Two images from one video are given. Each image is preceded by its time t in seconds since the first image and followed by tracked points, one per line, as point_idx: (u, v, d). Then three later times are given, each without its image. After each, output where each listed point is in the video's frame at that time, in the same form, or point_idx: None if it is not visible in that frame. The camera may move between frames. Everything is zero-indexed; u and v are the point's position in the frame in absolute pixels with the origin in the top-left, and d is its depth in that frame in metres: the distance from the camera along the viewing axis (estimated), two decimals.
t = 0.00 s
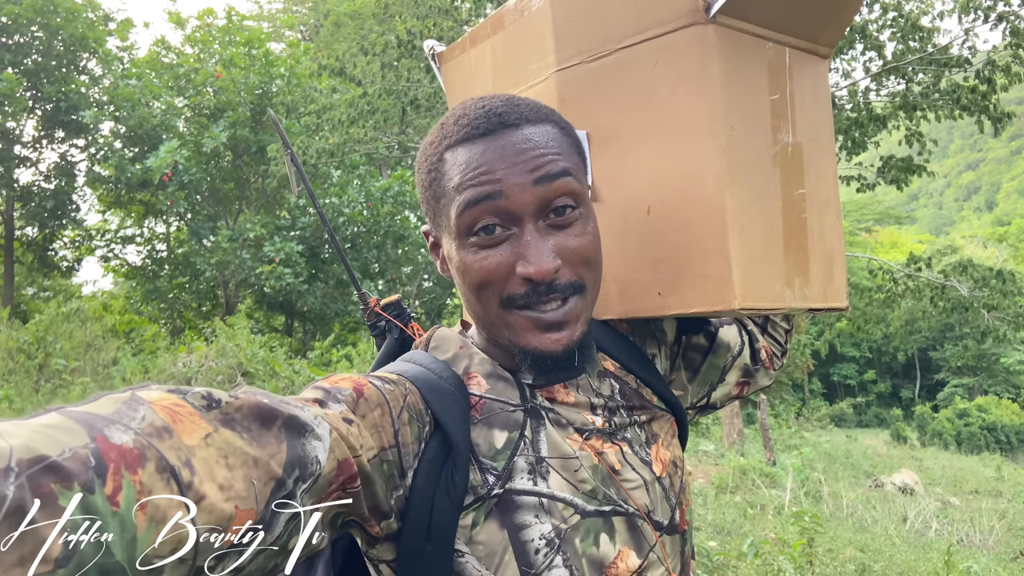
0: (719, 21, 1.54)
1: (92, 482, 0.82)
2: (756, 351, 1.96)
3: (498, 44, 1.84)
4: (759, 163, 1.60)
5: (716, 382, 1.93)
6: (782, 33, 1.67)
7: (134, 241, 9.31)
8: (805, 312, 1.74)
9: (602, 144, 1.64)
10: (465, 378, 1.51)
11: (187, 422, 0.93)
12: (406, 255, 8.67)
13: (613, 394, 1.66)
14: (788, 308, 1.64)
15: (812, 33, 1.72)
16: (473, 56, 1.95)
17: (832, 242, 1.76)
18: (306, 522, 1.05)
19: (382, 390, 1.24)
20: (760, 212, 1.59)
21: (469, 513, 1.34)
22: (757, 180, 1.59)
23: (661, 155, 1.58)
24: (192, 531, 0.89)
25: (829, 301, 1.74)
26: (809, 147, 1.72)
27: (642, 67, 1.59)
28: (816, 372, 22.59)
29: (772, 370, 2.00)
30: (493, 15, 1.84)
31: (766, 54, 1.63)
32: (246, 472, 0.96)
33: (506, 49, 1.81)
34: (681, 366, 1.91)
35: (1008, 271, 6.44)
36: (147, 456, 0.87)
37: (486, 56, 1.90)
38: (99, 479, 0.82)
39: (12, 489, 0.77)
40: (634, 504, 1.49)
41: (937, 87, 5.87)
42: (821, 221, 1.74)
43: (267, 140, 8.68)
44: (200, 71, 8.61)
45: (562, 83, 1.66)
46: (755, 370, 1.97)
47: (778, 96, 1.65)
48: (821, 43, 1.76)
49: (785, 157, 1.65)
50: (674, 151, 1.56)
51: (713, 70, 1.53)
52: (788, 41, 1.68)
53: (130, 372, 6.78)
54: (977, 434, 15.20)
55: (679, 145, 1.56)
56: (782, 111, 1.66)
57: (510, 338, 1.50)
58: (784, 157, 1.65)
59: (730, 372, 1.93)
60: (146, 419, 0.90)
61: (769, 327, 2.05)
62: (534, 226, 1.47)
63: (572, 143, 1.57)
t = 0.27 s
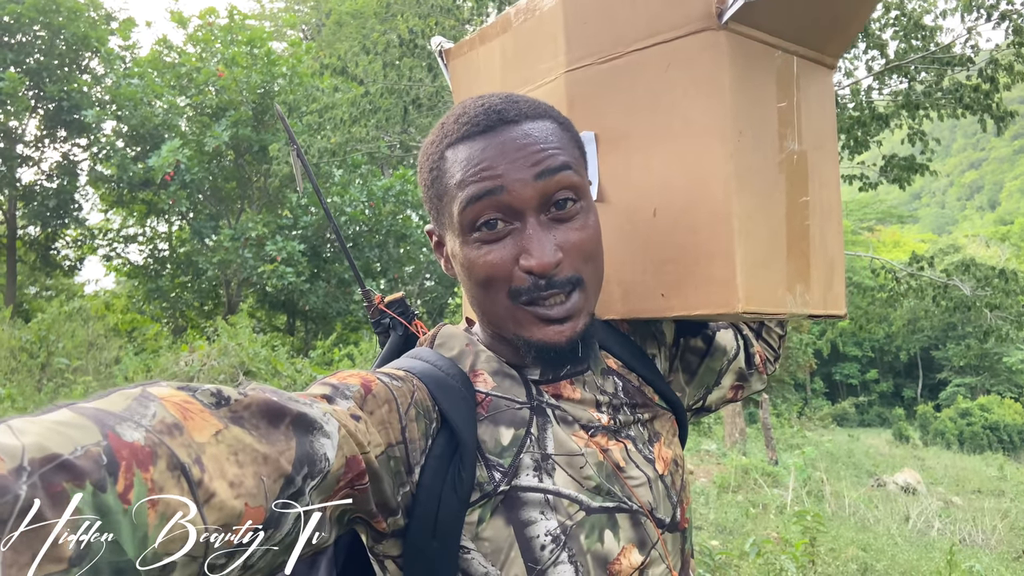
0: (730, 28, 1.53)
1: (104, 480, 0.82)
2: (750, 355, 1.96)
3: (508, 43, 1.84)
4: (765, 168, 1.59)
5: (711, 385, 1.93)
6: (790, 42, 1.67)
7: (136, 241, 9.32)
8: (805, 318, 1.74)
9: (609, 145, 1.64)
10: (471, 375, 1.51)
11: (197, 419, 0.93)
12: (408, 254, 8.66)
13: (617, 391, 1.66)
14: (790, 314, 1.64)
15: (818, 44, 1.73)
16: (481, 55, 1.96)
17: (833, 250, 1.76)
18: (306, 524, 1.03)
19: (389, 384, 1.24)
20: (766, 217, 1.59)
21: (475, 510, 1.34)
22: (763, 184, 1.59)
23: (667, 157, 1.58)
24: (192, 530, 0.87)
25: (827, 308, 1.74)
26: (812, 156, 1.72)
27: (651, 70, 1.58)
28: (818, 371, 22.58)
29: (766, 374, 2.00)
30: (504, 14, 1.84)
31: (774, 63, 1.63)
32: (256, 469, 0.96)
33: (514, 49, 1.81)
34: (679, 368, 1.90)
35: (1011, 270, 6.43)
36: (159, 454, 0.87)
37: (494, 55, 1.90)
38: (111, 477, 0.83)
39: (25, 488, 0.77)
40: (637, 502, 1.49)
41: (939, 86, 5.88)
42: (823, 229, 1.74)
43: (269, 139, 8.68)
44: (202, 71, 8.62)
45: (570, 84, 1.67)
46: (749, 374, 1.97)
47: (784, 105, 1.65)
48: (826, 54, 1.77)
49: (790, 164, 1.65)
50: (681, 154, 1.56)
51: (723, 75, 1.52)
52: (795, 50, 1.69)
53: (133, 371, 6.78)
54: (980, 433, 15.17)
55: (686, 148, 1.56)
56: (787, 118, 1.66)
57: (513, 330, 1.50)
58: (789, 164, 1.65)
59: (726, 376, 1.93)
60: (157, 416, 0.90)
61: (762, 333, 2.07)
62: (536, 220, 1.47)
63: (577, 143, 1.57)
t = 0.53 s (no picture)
0: (741, 36, 1.53)
1: (109, 460, 0.82)
2: (749, 358, 1.95)
3: (518, 42, 1.83)
4: (771, 175, 1.59)
5: (709, 387, 1.93)
6: (800, 51, 1.67)
7: (138, 240, 9.32)
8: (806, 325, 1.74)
9: (616, 148, 1.64)
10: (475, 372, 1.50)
11: (203, 406, 0.93)
12: (410, 254, 8.72)
13: (619, 390, 1.66)
14: (792, 320, 1.63)
15: (828, 54, 1.73)
16: (491, 53, 1.95)
17: (836, 259, 1.76)
18: (306, 522, 1.05)
19: (395, 381, 1.24)
20: (771, 224, 1.59)
21: (479, 506, 1.34)
22: (769, 191, 1.58)
23: (675, 162, 1.58)
24: (193, 530, 0.89)
25: (828, 316, 1.74)
26: (819, 165, 1.72)
27: (662, 75, 1.58)
28: (820, 371, 22.56)
29: (764, 377, 1.99)
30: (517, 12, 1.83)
31: (784, 70, 1.63)
32: (260, 456, 0.96)
33: (524, 50, 1.81)
34: (679, 370, 1.91)
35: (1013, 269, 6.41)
36: (164, 437, 0.87)
37: (503, 56, 1.90)
38: (117, 458, 0.82)
39: (31, 465, 0.77)
40: (639, 500, 1.49)
41: (941, 85, 5.88)
42: (827, 238, 1.74)
43: (271, 138, 8.68)
44: (203, 70, 8.62)
45: (580, 86, 1.66)
46: (747, 377, 1.95)
47: (793, 113, 1.65)
48: (835, 63, 1.76)
49: (796, 172, 1.65)
50: (689, 159, 1.56)
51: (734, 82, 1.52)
52: (805, 59, 1.69)
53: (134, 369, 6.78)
54: (982, 432, 15.15)
55: (694, 152, 1.55)
56: (795, 125, 1.66)
57: (521, 332, 1.51)
58: (795, 172, 1.65)
59: (725, 378, 1.93)
60: (162, 401, 0.90)
61: (761, 336, 2.06)
62: (548, 226, 1.47)
63: (587, 145, 1.56)
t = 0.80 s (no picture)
0: (750, 41, 1.52)
1: (113, 444, 0.83)
2: (753, 360, 1.94)
3: (530, 43, 1.83)
4: (778, 180, 1.59)
5: (715, 389, 1.92)
6: (808, 56, 1.66)
7: (140, 239, 9.33)
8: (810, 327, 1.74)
9: (624, 150, 1.65)
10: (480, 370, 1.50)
11: (206, 395, 0.94)
12: (411, 253, 8.74)
13: (624, 390, 1.66)
14: (795, 324, 1.63)
15: (836, 59, 1.72)
16: (502, 53, 1.96)
17: (840, 264, 1.76)
18: (306, 521, 1.05)
19: (401, 376, 1.24)
20: (777, 229, 1.58)
21: (484, 502, 1.34)
22: (774, 196, 1.58)
23: (682, 166, 1.58)
24: (191, 531, 0.89)
25: (832, 319, 1.74)
26: (825, 169, 1.72)
27: (669, 79, 1.58)
28: (822, 370, 22.55)
29: (768, 379, 1.99)
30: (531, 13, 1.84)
31: (792, 76, 1.63)
32: (262, 447, 0.97)
33: (535, 51, 1.82)
34: (684, 371, 1.91)
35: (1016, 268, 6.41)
36: (167, 424, 0.88)
37: (514, 56, 1.91)
38: (120, 442, 0.83)
39: (36, 446, 0.77)
40: (644, 498, 1.49)
41: (944, 84, 5.85)
42: (833, 242, 1.74)
43: (273, 137, 8.69)
44: (205, 69, 8.63)
45: (590, 88, 1.68)
46: (751, 378, 1.95)
47: (799, 117, 1.65)
48: (842, 68, 1.76)
49: (803, 176, 1.65)
50: (696, 163, 1.55)
51: (742, 88, 1.52)
52: (813, 64, 1.68)
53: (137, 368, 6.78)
54: (983, 432, 15.13)
55: (699, 156, 1.55)
56: (802, 129, 1.65)
57: (524, 333, 1.51)
58: (801, 177, 1.65)
59: (729, 379, 1.92)
60: (167, 390, 0.91)
61: (766, 338, 2.03)
62: (554, 230, 1.47)
63: (597, 148, 1.56)
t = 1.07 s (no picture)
0: (752, 40, 1.53)
1: (111, 447, 0.84)
2: (759, 361, 1.95)
3: (534, 46, 1.84)
4: (781, 178, 1.59)
5: (720, 389, 1.92)
6: (810, 55, 1.66)
7: (141, 238, 9.33)
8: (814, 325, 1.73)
9: (627, 150, 1.65)
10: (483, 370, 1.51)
11: (207, 398, 0.95)
12: (412, 252, 8.75)
13: (626, 390, 1.66)
14: (799, 321, 1.63)
15: (838, 58, 1.73)
16: (507, 57, 1.96)
17: (845, 262, 1.76)
18: (306, 521, 1.05)
19: (403, 376, 1.24)
20: (780, 227, 1.58)
21: (485, 501, 1.34)
22: (778, 193, 1.58)
23: (685, 165, 1.58)
24: (192, 531, 0.91)
25: (837, 317, 1.74)
26: (829, 167, 1.72)
27: (672, 78, 1.58)
28: (823, 369, 22.53)
29: (774, 380, 1.99)
30: (535, 16, 1.85)
31: (794, 75, 1.63)
32: (259, 450, 0.97)
33: (539, 54, 1.83)
34: (690, 371, 1.90)
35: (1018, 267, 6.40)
36: (166, 428, 0.89)
37: (518, 60, 1.92)
38: (119, 445, 0.85)
39: (37, 449, 0.80)
40: (646, 498, 1.49)
41: (945, 83, 5.85)
42: (837, 240, 1.74)
43: (274, 136, 8.68)
44: (206, 68, 8.63)
45: (593, 89, 1.68)
46: (757, 379, 1.96)
47: (802, 116, 1.65)
48: (844, 67, 1.76)
49: (806, 174, 1.65)
50: (699, 160, 1.56)
51: (745, 86, 1.52)
52: (815, 63, 1.68)
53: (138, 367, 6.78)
54: (985, 431, 15.10)
55: (702, 154, 1.55)
56: (804, 127, 1.65)
57: (528, 328, 1.51)
58: (804, 175, 1.65)
59: (735, 380, 1.92)
60: (168, 393, 0.92)
61: (772, 338, 2.05)
62: (558, 227, 1.47)
63: (601, 147, 1.56)
